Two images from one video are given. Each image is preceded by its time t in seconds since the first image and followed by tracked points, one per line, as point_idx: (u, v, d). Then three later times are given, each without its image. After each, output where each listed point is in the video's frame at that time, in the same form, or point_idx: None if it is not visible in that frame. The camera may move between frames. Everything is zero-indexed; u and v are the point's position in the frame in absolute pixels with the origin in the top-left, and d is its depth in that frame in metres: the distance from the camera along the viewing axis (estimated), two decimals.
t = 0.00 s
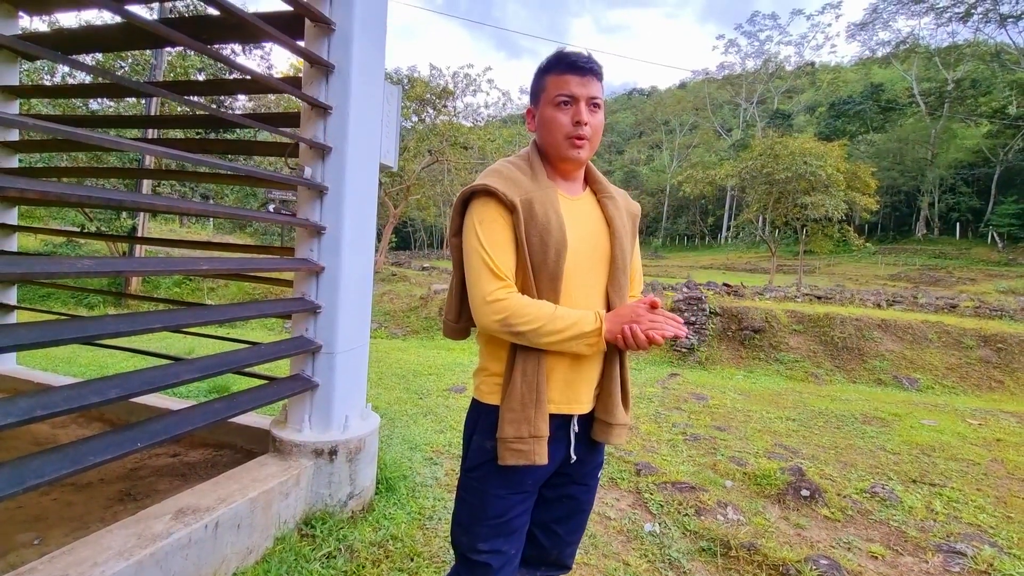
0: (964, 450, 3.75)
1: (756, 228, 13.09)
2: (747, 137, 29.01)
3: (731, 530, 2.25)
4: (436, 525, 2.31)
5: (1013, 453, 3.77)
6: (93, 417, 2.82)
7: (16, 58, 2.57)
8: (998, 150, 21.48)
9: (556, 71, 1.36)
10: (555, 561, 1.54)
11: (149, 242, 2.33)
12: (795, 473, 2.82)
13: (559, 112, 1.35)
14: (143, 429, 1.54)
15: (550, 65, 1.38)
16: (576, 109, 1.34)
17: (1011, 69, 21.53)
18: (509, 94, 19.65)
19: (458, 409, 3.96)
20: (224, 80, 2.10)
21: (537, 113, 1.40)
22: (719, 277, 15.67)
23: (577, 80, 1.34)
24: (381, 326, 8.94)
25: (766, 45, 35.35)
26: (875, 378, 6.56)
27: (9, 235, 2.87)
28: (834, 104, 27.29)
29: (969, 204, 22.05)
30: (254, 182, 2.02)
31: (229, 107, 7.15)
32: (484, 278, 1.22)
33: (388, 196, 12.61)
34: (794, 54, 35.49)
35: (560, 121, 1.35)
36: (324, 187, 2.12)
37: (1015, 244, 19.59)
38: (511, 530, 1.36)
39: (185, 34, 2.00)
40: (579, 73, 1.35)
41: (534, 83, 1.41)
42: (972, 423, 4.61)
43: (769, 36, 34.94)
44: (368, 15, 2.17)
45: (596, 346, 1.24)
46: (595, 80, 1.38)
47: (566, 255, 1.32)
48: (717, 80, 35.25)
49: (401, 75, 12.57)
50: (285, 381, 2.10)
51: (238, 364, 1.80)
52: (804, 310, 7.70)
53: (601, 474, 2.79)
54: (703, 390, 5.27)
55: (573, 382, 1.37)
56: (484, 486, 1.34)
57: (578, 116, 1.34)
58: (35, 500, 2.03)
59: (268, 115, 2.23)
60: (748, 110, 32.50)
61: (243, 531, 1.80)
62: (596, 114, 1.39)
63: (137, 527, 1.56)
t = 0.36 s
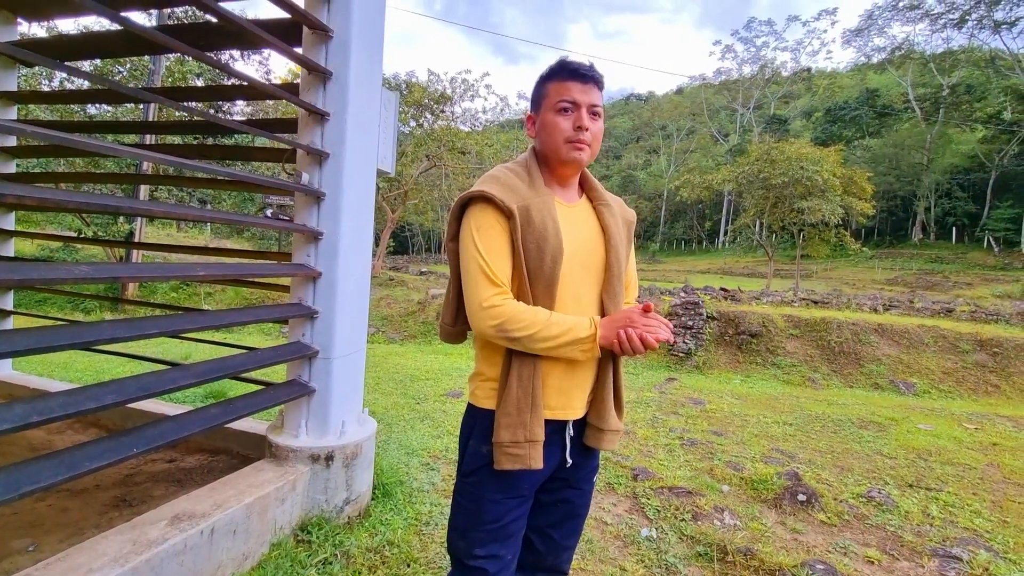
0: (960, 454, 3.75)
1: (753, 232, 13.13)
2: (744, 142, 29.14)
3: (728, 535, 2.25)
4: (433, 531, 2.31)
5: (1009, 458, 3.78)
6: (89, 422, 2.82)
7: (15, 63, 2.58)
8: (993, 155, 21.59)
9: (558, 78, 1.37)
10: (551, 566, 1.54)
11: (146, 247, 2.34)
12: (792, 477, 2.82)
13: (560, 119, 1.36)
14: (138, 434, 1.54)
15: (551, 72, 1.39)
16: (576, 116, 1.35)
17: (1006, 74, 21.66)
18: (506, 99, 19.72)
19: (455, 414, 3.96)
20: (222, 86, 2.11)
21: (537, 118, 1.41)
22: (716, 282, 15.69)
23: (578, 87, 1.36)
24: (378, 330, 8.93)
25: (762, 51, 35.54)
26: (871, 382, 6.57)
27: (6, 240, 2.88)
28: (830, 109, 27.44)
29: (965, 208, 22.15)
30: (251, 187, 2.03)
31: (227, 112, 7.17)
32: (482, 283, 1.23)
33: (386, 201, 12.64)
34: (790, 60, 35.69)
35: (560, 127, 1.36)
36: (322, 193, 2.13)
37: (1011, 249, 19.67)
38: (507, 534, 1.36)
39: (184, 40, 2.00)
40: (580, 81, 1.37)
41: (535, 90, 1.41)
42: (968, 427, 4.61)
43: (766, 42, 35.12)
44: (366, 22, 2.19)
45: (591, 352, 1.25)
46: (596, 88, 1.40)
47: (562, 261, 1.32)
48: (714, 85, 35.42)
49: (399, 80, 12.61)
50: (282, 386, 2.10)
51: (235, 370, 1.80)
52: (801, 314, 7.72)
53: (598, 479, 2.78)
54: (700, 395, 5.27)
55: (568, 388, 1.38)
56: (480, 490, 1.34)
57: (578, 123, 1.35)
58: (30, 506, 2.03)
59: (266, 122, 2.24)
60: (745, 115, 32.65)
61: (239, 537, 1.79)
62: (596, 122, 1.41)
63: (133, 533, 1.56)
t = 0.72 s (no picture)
0: (957, 458, 3.76)
1: (749, 236, 13.17)
2: (740, 146, 29.27)
3: (726, 538, 2.25)
4: (430, 535, 2.30)
5: (1005, 461, 3.79)
6: (83, 425, 2.80)
7: (12, 65, 2.57)
8: (988, 159, 21.70)
9: (562, 82, 1.37)
10: (548, 569, 1.53)
11: (141, 248, 2.32)
12: (789, 480, 2.82)
13: (562, 123, 1.35)
14: (133, 437, 1.53)
15: (556, 76, 1.39)
16: (578, 120, 1.35)
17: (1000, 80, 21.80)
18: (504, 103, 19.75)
19: (452, 417, 3.94)
20: (219, 87, 2.11)
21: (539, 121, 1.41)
22: (714, 285, 15.71)
23: (582, 92, 1.36)
24: (375, 334, 8.91)
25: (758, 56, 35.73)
26: (868, 386, 6.58)
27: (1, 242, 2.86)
28: (826, 114, 27.60)
29: (960, 213, 22.28)
30: (247, 189, 2.03)
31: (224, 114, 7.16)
32: (472, 286, 1.23)
33: (383, 204, 12.62)
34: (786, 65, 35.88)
35: (561, 131, 1.36)
36: (318, 196, 2.12)
37: (1005, 253, 19.79)
38: (502, 537, 1.36)
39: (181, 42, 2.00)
40: (585, 86, 1.37)
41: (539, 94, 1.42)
42: (964, 431, 4.63)
43: (762, 47, 35.29)
44: (365, 25, 2.19)
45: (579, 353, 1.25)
46: (600, 94, 1.40)
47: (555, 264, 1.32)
48: (710, 89, 35.55)
49: (396, 84, 12.61)
50: (277, 389, 2.09)
51: (231, 372, 1.79)
52: (797, 318, 7.73)
53: (596, 482, 2.78)
54: (698, 398, 5.28)
55: (560, 390, 1.38)
56: (473, 492, 1.34)
57: (579, 127, 1.35)
58: (23, 510, 2.01)
59: (263, 124, 2.24)
60: (741, 119, 32.79)
61: (234, 541, 1.78)
62: (597, 127, 1.41)
63: (127, 537, 1.54)
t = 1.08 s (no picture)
0: (953, 460, 3.78)
1: (746, 239, 13.21)
2: (737, 150, 29.39)
3: (725, 541, 2.24)
4: (428, 537, 2.29)
5: (1003, 464, 3.80)
6: (78, 426, 2.78)
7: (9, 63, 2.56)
8: (983, 164, 22.15)
9: (563, 83, 1.37)
10: (546, 572, 1.53)
11: (138, 248, 2.31)
12: (788, 483, 2.82)
13: (562, 124, 1.35)
14: (129, 439, 1.52)
15: (558, 76, 1.39)
16: (579, 121, 1.35)
17: (994, 85, 21.97)
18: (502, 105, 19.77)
19: (450, 419, 3.93)
20: (217, 87, 2.10)
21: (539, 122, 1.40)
22: (711, 288, 15.74)
23: (583, 93, 1.36)
24: (373, 335, 8.88)
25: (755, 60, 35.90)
26: (865, 388, 6.60)
27: None
28: (822, 118, 27.74)
29: (955, 216, 22.42)
30: (246, 189, 2.01)
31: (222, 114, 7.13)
32: (470, 286, 1.23)
33: (381, 206, 12.59)
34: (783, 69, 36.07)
35: (562, 131, 1.35)
36: (317, 196, 2.12)
37: (1000, 256, 19.93)
38: (501, 540, 1.35)
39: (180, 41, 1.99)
40: (587, 86, 1.37)
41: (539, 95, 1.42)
42: (961, 434, 4.64)
43: (759, 51, 35.44)
44: (365, 25, 2.19)
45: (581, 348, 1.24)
46: (601, 95, 1.40)
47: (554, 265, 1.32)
48: (708, 93, 35.68)
49: (395, 85, 12.60)
50: (274, 390, 2.08)
51: (228, 373, 1.78)
52: (795, 321, 7.75)
53: (594, 485, 2.77)
54: (696, 400, 5.28)
55: (560, 391, 1.37)
56: (471, 495, 1.33)
57: (580, 128, 1.35)
58: (17, 512, 1.99)
59: (262, 124, 2.23)
60: (738, 123, 32.92)
61: (231, 543, 1.76)
62: (599, 127, 1.41)
63: (122, 539, 1.53)
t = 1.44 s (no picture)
0: (950, 461, 3.79)
1: (744, 239, 13.24)
2: (734, 150, 29.45)
3: (723, 541, 2.25)
4: (427, 537, 2.29)
5: (999, 464, 3.82)
6: (75, 426, 2.77)
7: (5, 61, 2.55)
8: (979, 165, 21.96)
9: (564, 82, 1.37)
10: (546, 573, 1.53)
11: (135, 247, 2.29)
12: (785, 483, 2.83)
13: (564, 124, 1.35)
14: (126, 439, 1.51)
15: (558, 76, 1.39)
16: (581, 120, 1.35)
17: (990, 87, 22.08)
18: (500, 105, 19.76)
19: (448, 419, 3.93)
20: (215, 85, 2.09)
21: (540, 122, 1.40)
22: (709, 288, 15.76)
23: (584, 92, 1.36)
24: (371, 335, 8.86)
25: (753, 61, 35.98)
26: (862, 389, 6.63)
27: None
28: (819, 119, 27.82)
29: (951, 218, 22.51)
30: (245, 189, 2.01)
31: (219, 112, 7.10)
32: (470, 287, 1.22)
33: (379, 205, 12.57)
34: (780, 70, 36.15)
35: (563, 131, 1.35)
36: (316, 196, 2.11)
37: (996, 257, 20.03)
38: (501, 542, 1.35)
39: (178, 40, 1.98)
40: (587, 86, 1.37)
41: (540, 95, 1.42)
42: (957, 434, 4.66)
43: (756, 52, 35.54)
44: (364, 25, 2.18)
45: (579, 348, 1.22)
46: (602, 94, 1.40)
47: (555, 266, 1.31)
48: (706, 93, 35.72)
49: (393, 84, 12.56)
50: (273, 391, 2.07)
51: (226, 373, 1.77)
52: (792, 321, 7.77)
53: (592, 485, 2.77)
54: (694, 400, 5.29)
55: (561, 394, 1.37)
56: (472, 497, 1.33)
57: (582, 128, 1.35)
58: (13, 513, 1.98)
59: (259, 123, 2.22)
60: (736, 123, 32.97)
61: (229, 544, 1.76)
62: (599, 127, 1.41)
63: (120, 540, 1.52)
